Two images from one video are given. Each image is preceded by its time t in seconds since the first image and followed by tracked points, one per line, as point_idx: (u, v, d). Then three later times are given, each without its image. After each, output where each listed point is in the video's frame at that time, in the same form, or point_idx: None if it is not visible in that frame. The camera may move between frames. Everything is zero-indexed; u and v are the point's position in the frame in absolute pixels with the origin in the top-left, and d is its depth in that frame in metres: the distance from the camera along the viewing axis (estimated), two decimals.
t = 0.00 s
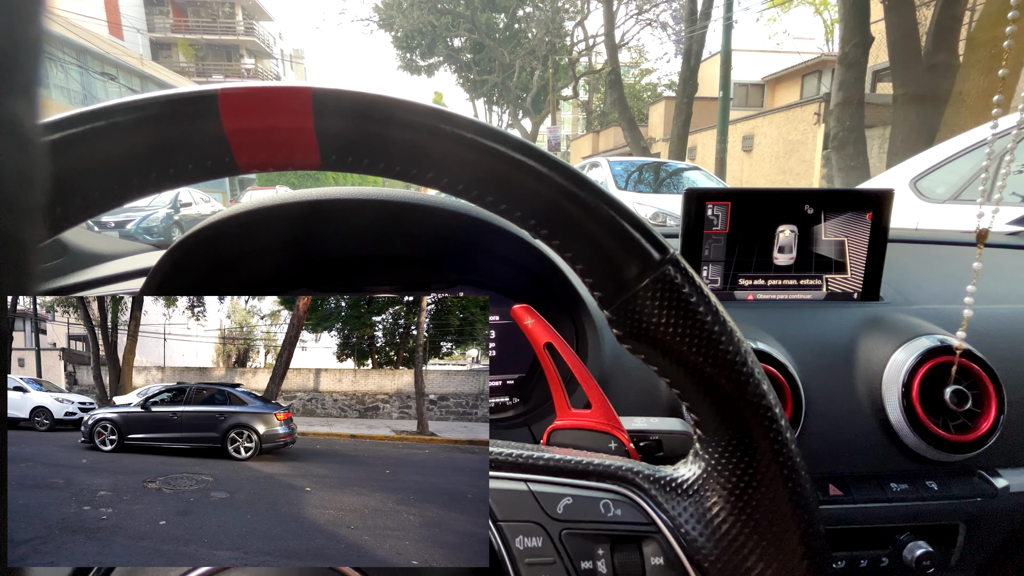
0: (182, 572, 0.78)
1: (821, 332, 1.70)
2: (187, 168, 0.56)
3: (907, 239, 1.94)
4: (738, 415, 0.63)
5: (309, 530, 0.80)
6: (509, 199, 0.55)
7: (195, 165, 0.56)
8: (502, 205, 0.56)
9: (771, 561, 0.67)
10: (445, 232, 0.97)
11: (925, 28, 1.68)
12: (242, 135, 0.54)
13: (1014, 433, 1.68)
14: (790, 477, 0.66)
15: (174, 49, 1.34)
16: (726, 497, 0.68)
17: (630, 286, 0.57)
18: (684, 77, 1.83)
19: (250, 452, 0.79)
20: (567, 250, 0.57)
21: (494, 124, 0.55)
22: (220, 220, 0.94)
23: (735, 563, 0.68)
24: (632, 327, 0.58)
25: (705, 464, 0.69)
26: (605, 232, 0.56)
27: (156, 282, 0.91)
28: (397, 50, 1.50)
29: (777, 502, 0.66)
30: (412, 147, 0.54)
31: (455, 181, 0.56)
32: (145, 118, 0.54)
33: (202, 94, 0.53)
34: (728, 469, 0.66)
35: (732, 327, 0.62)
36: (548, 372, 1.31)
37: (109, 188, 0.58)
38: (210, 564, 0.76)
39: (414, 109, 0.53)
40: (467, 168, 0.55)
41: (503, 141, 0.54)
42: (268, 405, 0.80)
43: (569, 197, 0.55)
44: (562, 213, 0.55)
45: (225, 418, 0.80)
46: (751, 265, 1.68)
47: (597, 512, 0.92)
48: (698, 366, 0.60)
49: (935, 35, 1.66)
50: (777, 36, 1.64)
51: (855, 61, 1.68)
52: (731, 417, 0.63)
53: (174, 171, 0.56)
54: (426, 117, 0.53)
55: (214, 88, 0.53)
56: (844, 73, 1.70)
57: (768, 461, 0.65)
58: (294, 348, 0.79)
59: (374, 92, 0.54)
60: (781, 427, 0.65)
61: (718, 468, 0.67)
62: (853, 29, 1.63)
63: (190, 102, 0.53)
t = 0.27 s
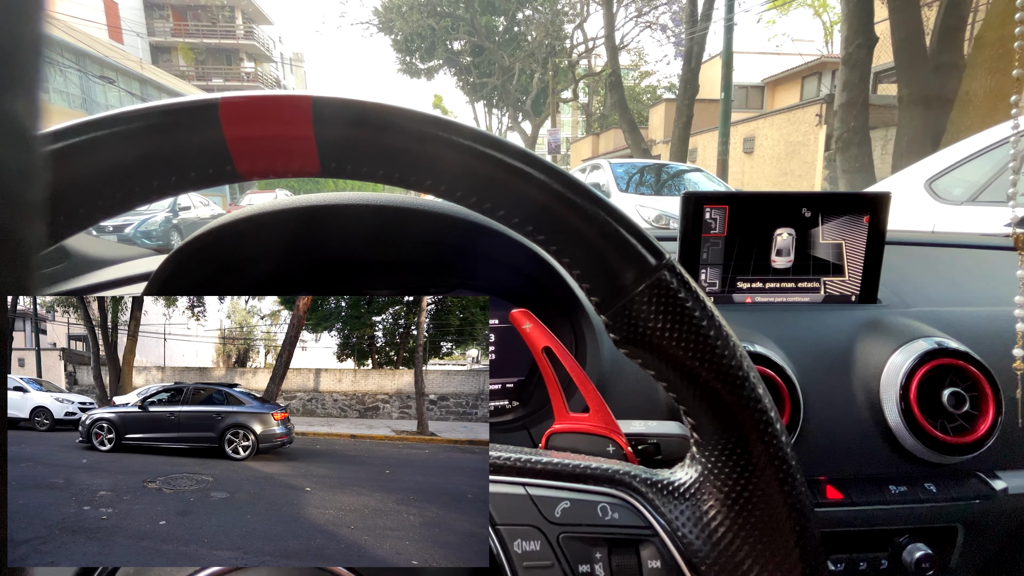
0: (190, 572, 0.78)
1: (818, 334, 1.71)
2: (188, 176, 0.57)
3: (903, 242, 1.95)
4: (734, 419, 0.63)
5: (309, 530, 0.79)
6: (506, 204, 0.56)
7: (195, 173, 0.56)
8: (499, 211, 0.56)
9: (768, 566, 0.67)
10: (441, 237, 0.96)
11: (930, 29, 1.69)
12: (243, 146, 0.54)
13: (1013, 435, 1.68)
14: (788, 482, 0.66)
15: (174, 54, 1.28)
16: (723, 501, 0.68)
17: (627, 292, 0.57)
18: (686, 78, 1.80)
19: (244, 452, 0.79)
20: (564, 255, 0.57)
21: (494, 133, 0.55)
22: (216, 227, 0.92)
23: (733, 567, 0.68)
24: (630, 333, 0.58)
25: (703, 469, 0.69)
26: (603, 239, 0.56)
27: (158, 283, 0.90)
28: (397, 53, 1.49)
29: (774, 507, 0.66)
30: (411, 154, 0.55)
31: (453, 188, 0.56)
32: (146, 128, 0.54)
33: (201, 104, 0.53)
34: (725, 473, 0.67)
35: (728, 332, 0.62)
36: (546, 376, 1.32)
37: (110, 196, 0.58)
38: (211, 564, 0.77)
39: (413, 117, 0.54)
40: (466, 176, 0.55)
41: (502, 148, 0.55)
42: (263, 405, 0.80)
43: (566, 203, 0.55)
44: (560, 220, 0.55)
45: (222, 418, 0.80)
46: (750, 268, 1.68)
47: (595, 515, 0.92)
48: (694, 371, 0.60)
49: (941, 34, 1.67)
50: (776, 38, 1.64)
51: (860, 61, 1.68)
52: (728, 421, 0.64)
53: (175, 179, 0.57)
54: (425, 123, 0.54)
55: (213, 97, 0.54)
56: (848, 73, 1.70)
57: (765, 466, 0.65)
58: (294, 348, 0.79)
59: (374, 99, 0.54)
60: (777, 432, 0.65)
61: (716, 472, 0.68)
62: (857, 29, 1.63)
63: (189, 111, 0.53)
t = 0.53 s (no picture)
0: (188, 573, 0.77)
1: (816, 333, 1.71)
2: (186, 179, 0.57)
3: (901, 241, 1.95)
4: (730, 419, 0.63)
5: (310, 530, 0.79)
6: (504, 206, 0.56)
7: (193, 175, 0.57)
8: (497, 212, 0.56)
9: (765, 565, 0.67)
10: (440, 240, 0.97)
11: (935, 26, 1.70)
12: (239, 147, 0.54)
13: (1011, 434, 1.68)
14: (784, 481, 0.66)
15: (171, 55, 1.34)
16: (719, 499, 0.68)
17: (623, 292, 0.57)
18: (687, 77, 1.78)
19: (240, 454, 0.79)
20: (561, 256, 0.57)
21: (493, 135, 0.55)
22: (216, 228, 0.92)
23: (729, 566, 0.69)
24: (626, 332, 0.58)
25: (699, 468, 0.69)
26: (600, 240, 0.56)
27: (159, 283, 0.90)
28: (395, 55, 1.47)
29: (770, 506, 0.66)
30: (408, 155, 0.55)
31: (448, 188, 0.56)
32: (143, 131, 0.54)
33: (200, 105, 0.53)
34: (722, 473, 0.67)
35: (725, 332, 0.62)
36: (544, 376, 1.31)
37: (108, 198, 0.58)
38: (211, 564, 0.76)
39: (413, 119, 0.54)
40: (463, 177, 0.55)
41: (500, 150, 0.55)
42: (260, 404, 0.80)
43: (564, 204, 0.55)
44: (557, 221, 0.56)
45: (219, 418, 0.81)
46: (747, 268, 1.67)
47: (592, 515, 0.92)
48: (691, 371, 0.60)
49: (946, 31, 1.68)
50: (774, 39, 1.65)
51: (863, 59, 1.66)
52: (724, 421, 0.64)
53: (174, 181, 0.57)
54: (424, 126, 0.54)
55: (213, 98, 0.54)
56: (851, 72, 1.69)
57: (761, 465, 0.65)
58: (294, 348, 0.79)
59: (373, 102, 0.54)
60: (773, 431, 0.66)
61: (712, 471, 0.68)
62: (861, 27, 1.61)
63: (190, 112, 0.53)
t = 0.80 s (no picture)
0: (179, 572, 0.79)
1: (814, 332, 1.72)
2: (185, 179, 0.57)
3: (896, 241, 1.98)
4: (725, 417, 0.64)
5: (309, 531, 0.80)
6: (502, 206, 0.56)
7: (192, 175, 0.57)
8: (495, 212, 0.56)
9: (759, 560, 0.67)
10: (439, 240, 0.96)
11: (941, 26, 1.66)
12: (239, 147, 0.54)
13: (1007, 433, 1.69)
14: (778, 478, 0.66)
15: (170, 57, 1.29)
16: (715, 496, 0.68)
17: (618, 291, 0.57)
18: (688, 78, 1.77)
19: (237, 453, 0.78)
20: (557, 255, 0.57)
21: (494, 137, 0.55)
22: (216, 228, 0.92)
23: (725, 563, 0.69)
24: (621, 331, 0.58)
25: (694, 465, 0.70)
26: (596, 239, 0.56)
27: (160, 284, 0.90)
28: (392, 56, 1.49)
29: (765, 504, 0.66)
30: (407, 156, 0.55)
31: (448, 190, 0.56)
32: (144, 131, 0.54)
33: (202, 106, 0.53)
34: (717, 470, 0.67)
35: (720, 330, 0.62)
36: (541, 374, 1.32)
37: (107, 198, 0.58)
38: (211, 564, 0.77)
39: (414, 121, 0.54)
40: (462, 179, 0.55)
41: (498, 150, 0.55)
42: (256, 404, 0.78)
43: (560, 204, 0.55)
44: (553, 220, 0.56)
45: (216, 418, 0.80)
46: (745, 268, 1.67)
47: (588, 512, 0.92)
48: (686, 369, 0.60)
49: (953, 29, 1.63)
50: (774, 40, 1.65)
51: (869, 57, 1.69)
52: (719, 418, 0.64)
53: (173, 182, 0.57)
54: (423, 126, 0.54)
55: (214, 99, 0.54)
56: (856, 69, 1.72)
57: (755, 462, 0.65)
58: (294, 348, 0.79)
59: (373, 103, 0.54)
60: (768, 428, 0.66)
61: (707, 468, 0.68)
62: (867, 25, 1.64)
63: (192, 112, 0.53)
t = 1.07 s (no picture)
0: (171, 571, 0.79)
1: (813, 330, 1.71)
2: (184, 175, 0.57)
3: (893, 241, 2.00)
4: (723, 413, 0.64)
5: (309, 531, 0.79)
6: (501, 203, 0.56)
7: (191, 172, 0.56)
8: (493, 209, 0.56)
9: (757, 556, 0.67)
10: (439, 239, 0.96)
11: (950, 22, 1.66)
12: (237, 144, 0.54)
13: (1006, 432, 1.69)
14: (777, 474, 0.66)
15: (170, 57, 1.31)
16: (713, 493, 0.68)
17: (616, 287, 0.57)
18: (690, 77, 1.81)
19: (234, 452, 0.78)
20: (556, 252, 0.57)
21: (493, 134, 0.55)
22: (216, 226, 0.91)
23: (723, 559, 0.69)
24: (620, 327, 0.58)
25: (693, 461, 0.70)
26: (595, 236, 0.56)
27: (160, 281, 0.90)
28: (392, 56, 1.50)
29: (763, 500, 0.66)
30: (406, 153, 0.55)
31: (446, 187, 0.56)
32: (144, 128, 0.54)
33: (200, 102, 0.53)
34: (715, 466, 0.67)
35: (718, 327, 0.62)
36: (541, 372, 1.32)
37: (106, 195, 0.58)
38: (211, 564, 0.78)
39: (413, 119, 0.54)
40: (461, 176, 0.55)
41: (498, 148, 0.55)
42: (252, 404, 0.79)
43: (559, 202, 0.55)
44: (552, 217, 0.56)
45: (211, 419, 0.79)
46: (744, 267, 1.67)
47: (586, 508, 0.93)
48: (684, 366, 0.60)
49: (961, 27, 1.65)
50: (774, 40, 1.65)
51: (875, 55, 1.66)
52: (717, 415, 0.64)
53: (172, 178, 0.57)
54: (422, 125, 0.54)
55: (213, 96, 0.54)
56: (864, 67, 1.69)
57: (753, 459, 0.65)
58: (294, 348, 0.79)
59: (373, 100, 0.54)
60: (766, 425, 0.66)
61: (705, 464, 0.68)
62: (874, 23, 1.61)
63: (190, 109, 0.53)
